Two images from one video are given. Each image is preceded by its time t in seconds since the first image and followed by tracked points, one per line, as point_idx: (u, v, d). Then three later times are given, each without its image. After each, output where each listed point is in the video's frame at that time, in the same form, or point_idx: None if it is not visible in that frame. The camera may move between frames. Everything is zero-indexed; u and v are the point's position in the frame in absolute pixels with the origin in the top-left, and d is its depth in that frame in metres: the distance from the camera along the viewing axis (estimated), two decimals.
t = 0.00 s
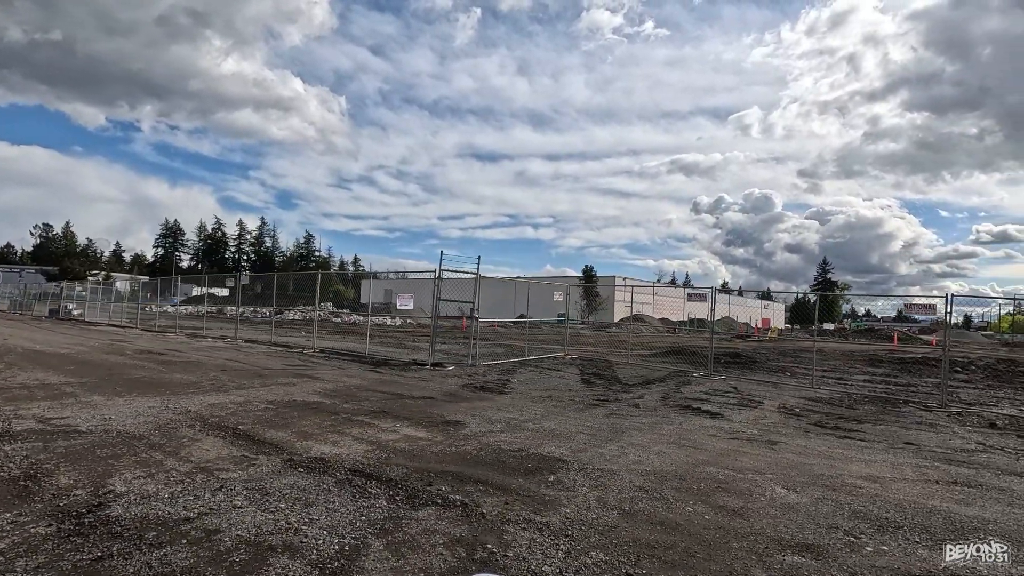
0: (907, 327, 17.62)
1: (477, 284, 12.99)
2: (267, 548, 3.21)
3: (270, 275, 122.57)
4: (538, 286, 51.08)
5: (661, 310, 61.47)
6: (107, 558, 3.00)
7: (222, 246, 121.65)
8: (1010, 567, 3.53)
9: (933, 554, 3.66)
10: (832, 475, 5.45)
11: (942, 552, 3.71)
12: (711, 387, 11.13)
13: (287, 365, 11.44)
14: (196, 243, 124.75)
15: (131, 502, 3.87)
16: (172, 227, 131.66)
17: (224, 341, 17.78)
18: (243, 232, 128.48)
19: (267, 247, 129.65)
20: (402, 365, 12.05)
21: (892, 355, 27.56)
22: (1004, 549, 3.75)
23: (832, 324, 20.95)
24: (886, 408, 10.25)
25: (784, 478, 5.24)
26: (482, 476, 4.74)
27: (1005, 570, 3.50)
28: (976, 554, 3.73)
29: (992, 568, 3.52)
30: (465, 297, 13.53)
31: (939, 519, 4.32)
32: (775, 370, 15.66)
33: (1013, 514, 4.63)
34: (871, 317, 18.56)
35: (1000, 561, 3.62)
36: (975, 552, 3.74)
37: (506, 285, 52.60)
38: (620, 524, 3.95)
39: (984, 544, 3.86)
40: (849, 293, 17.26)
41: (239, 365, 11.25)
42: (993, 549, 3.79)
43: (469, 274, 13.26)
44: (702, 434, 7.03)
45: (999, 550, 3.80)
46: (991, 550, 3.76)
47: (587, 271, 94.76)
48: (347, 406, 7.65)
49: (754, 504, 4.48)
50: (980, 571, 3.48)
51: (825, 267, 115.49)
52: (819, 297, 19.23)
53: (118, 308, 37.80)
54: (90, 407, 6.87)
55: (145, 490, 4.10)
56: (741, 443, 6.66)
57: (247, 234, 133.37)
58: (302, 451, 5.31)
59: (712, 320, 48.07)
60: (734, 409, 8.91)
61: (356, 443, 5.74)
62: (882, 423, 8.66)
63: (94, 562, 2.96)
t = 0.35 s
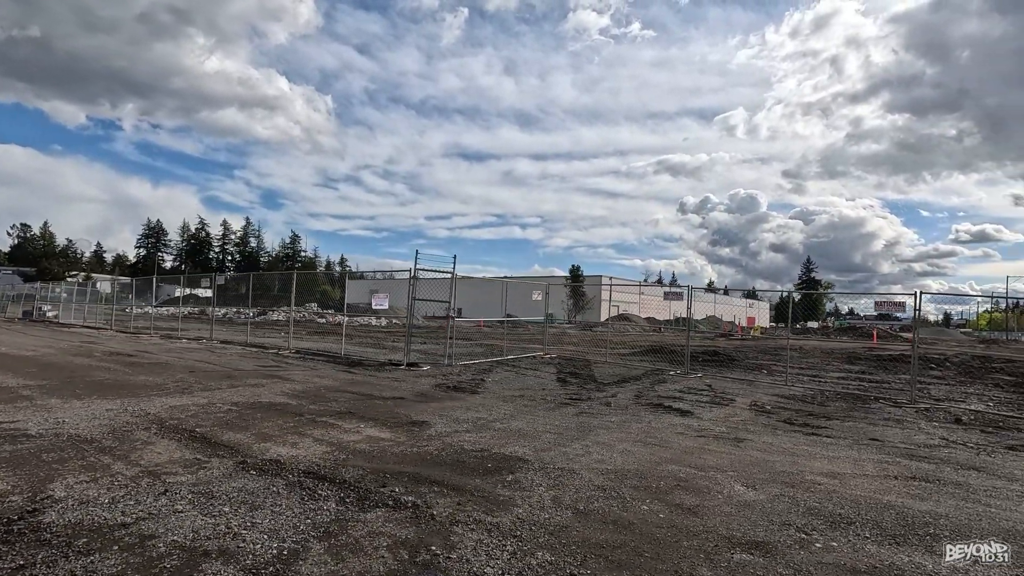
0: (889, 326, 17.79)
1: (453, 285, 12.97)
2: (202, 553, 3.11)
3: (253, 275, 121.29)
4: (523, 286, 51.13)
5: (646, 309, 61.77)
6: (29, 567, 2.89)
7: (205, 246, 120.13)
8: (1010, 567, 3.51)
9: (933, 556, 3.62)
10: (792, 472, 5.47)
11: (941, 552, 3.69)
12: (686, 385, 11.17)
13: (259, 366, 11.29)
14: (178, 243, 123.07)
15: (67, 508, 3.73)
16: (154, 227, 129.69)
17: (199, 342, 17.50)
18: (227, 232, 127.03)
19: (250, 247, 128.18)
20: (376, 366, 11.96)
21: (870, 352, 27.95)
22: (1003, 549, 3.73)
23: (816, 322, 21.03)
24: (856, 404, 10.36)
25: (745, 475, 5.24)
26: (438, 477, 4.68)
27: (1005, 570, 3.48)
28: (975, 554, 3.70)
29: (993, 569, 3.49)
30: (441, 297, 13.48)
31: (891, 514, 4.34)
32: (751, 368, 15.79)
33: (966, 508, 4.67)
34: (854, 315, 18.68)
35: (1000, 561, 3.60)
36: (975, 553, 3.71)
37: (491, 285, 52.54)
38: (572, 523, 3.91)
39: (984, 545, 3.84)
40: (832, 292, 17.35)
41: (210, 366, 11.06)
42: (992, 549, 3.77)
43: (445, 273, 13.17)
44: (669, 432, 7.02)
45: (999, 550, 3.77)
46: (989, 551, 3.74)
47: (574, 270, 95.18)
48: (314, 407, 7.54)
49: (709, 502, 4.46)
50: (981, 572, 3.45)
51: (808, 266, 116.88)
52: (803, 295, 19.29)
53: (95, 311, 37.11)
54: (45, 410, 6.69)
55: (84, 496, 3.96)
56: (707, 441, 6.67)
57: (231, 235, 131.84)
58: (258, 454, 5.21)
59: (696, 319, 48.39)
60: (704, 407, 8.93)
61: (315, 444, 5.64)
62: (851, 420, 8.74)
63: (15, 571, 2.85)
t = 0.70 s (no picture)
0: (871, 322, 17.95)
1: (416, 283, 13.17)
2: (132, 560, 3.03)
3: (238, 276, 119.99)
4: (508, 286, 51.13)
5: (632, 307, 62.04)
6: None
7: (188, 247, 118.62)
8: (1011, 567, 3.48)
9: (933, 556, 3.60)
10: (752, 468, 5.48)
11: (942, 553, 3.65)
12: (660, 383, 11.21)
13: (230, 367, 11.14)
14: (160, 244, 121.38)
15: None
16: (135, 228, 127.78)
17: (173, 343, 17.24)
18: (211, 232, 125.55)
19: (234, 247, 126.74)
20: (350, 366, 11.85)
21: (849, 349, 28.31)
22: (1004, 548, 3.71)
23: (800, 320, 21.06)
24: (826, 400, 10.46)
25: (704, 472, 5.25)
26: (392, 478, 4.62)
27: (1005, 571, 3.45)
28: (976, 554, 3.68)
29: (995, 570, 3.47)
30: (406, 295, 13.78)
31: (843, 509, 4.36)
32: (729, 365, 15.89)
33: (918, 501, 4.71)
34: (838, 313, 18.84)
35: (1000, 561, 3.58)
36: (975, 553, 3.68)
37: (477, 285, 52.48)
38: (521, 523, 3.88)
39: (984, 545, 3.81)
40: (818, 291, 17.45)
41: (178, 368, 10.87)
42: (992, 549, 3.74)
43: (421, 272, 13.09)
44: (636, 430, 7.02)
45: (999, 549, 3.76)
46: (990, 550, 3.71)
47: (560, 270, 95.45)
48: (279, 408, 7.44)
49: (664, 500, 4.45)
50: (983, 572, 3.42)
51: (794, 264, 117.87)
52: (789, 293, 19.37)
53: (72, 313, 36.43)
54: None
55: (19, 502, 3.84)
56: (673, 438, 6.66)
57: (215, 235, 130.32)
58: (211, 457, 5.10)
59: (681, 317, 48.72)
60: (675, 404, 8.96)
61: (272, 446, 5.55)
62: (819, 415, 8.81)
63: None
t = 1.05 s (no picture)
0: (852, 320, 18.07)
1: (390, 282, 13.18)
2: (42, 571, 2.92)
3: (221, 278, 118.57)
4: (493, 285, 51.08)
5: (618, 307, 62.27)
6: None
7: (171, 248, 117.06)
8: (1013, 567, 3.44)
9: (932, 556, 3.56)
10: (708, 466, 5.46)
11: (943, 553, 3.61)
12: (632, 382, 11.20)
13: (195, 370, 10.95)
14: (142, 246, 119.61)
15: None
16: (116, 230, 125.79)
17: (144, 346, 16.92)
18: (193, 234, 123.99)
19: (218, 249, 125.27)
20: (320, 367, 11.71)
21: (827, 346, 28.60)
22: (1005, 548, 3.67)
23: (783, 317, 21.11)
24: (795, 397, 10.52)
25: (657, 471, 5.22)
26: (337, 481, 4.52)
27: (1007, 571, 3.40)
28: (976, 554, 3.64)
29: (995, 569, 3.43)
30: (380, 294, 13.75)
31: (790, 505, 4.36)
32: (704, 363, 15.97)
33: (868, 496, 4.72)
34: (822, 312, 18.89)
35: (1001, 561, 3.53)
36: (975, 553, 3.65)
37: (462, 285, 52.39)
38: (461, 525, 3.81)
39: (984, 545, 3.76)
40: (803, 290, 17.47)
41: (142, 372, 10.66)
42: (992, 549, 3.70)
43: (393, 273, 12.95)
44: (598, 428, 6.99)
45: (1000, 549, 3.71)
46: (990, 551, 3.67)
47: (547, 270, 95.59)
48: (237, 411, 7.30)
49: (612, 499, 4.41)
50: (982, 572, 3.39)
51: (779, 263, 119.01)
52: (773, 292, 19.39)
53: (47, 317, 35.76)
54: None
55: None
56: (634, 436, 6.64)
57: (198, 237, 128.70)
58: (154, 461, 4.97)
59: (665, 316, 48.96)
60: (643, 403, 8.94)
61: (221, 450, 5.43)
62: (786, 412, 8.84)
63: None
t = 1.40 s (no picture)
0: (838, 316, 18.14)
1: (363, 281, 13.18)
2: None
3: (203, 278, 117.00)
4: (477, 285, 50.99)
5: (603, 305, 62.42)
6: None
7: (152, 249, 115.26)
8: (1012, 567, 3.38)
9: (933, 557, 3.51)
10: (659, 463, 5.44)
11: (943, 555, 3.54)
12: (602, 380, 11.20)
13: (159, 372, 10.75)
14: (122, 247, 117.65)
15: None
16: (95, 231, 123.64)
17: (112, 348, 16.59)
18: (175, 234, 122.25)
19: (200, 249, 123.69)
20: (288, 368, 11.56)
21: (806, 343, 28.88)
22: (1004, 548, 3.60)
23: (769, 315, 21.07)
24: (762, 393, 10.57)
25: (607, 469, 5.19)
26: (276, 483, 4.42)
27: (1005, 571, 3.35)
28: (975, 554, 3.58)
29: (992, 570, 3.37)
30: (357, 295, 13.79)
31: (732, 502, 4.35)
32: (679, 360, 16.03)
33: (812, 492, 4.73)
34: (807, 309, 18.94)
35: (1000, 561, 3.47)
36: (975, 553, 3.59)
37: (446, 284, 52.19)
38: (395, 527, 3.74)
39: (983, 544, 3.69)
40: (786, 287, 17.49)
41: (103, 375, 10.45)
42: (992, 549, 3.63)
43: (364, 272, 12.80)
44: (557, 427, 6.95)
45: (999, 549, 3.64)
46: (990, 550, 3.60)
47: (534, 269, 95.69)
48: (191, 413, 7.17)
49: (555, 498, 4.37)
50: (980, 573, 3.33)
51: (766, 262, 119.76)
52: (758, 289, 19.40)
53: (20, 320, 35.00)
54: None
55: None
56: (591, 435, 6.61)
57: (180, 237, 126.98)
58: (90, 466, 4.84)
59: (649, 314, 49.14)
60: (609, 400, 8.93)
61: (164, 453, 5.30)
62: (750, 408, 8.87)
63: None
